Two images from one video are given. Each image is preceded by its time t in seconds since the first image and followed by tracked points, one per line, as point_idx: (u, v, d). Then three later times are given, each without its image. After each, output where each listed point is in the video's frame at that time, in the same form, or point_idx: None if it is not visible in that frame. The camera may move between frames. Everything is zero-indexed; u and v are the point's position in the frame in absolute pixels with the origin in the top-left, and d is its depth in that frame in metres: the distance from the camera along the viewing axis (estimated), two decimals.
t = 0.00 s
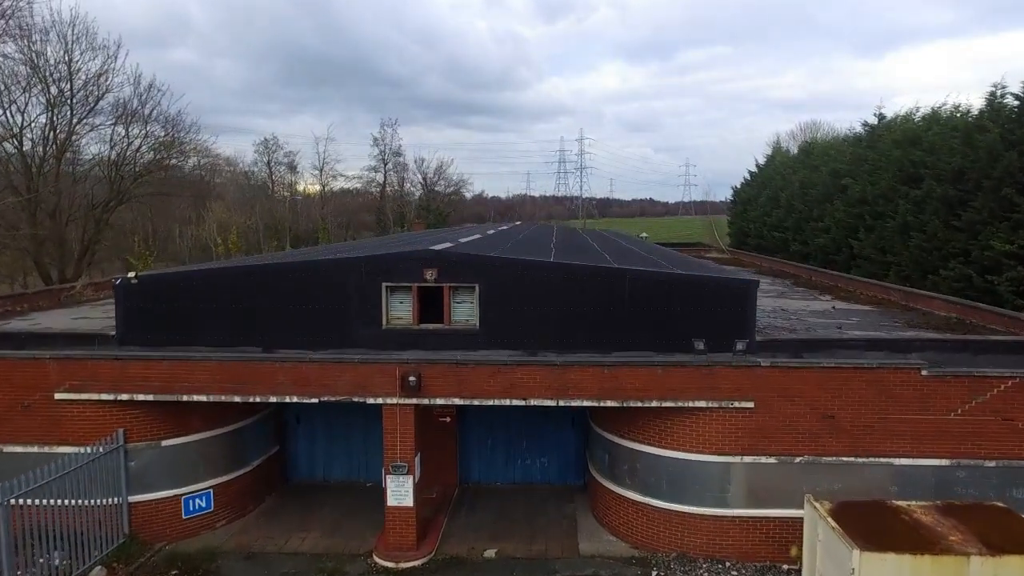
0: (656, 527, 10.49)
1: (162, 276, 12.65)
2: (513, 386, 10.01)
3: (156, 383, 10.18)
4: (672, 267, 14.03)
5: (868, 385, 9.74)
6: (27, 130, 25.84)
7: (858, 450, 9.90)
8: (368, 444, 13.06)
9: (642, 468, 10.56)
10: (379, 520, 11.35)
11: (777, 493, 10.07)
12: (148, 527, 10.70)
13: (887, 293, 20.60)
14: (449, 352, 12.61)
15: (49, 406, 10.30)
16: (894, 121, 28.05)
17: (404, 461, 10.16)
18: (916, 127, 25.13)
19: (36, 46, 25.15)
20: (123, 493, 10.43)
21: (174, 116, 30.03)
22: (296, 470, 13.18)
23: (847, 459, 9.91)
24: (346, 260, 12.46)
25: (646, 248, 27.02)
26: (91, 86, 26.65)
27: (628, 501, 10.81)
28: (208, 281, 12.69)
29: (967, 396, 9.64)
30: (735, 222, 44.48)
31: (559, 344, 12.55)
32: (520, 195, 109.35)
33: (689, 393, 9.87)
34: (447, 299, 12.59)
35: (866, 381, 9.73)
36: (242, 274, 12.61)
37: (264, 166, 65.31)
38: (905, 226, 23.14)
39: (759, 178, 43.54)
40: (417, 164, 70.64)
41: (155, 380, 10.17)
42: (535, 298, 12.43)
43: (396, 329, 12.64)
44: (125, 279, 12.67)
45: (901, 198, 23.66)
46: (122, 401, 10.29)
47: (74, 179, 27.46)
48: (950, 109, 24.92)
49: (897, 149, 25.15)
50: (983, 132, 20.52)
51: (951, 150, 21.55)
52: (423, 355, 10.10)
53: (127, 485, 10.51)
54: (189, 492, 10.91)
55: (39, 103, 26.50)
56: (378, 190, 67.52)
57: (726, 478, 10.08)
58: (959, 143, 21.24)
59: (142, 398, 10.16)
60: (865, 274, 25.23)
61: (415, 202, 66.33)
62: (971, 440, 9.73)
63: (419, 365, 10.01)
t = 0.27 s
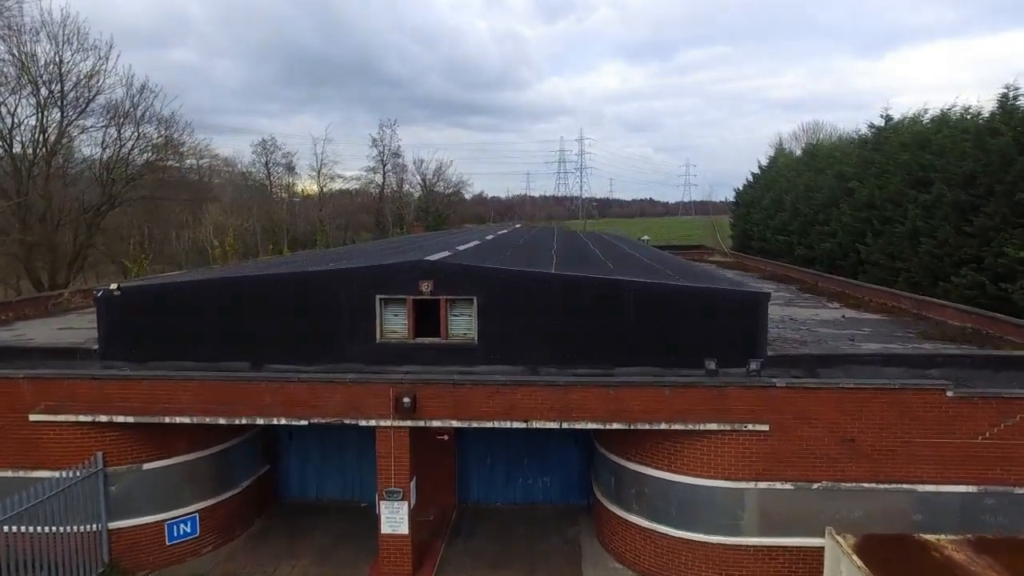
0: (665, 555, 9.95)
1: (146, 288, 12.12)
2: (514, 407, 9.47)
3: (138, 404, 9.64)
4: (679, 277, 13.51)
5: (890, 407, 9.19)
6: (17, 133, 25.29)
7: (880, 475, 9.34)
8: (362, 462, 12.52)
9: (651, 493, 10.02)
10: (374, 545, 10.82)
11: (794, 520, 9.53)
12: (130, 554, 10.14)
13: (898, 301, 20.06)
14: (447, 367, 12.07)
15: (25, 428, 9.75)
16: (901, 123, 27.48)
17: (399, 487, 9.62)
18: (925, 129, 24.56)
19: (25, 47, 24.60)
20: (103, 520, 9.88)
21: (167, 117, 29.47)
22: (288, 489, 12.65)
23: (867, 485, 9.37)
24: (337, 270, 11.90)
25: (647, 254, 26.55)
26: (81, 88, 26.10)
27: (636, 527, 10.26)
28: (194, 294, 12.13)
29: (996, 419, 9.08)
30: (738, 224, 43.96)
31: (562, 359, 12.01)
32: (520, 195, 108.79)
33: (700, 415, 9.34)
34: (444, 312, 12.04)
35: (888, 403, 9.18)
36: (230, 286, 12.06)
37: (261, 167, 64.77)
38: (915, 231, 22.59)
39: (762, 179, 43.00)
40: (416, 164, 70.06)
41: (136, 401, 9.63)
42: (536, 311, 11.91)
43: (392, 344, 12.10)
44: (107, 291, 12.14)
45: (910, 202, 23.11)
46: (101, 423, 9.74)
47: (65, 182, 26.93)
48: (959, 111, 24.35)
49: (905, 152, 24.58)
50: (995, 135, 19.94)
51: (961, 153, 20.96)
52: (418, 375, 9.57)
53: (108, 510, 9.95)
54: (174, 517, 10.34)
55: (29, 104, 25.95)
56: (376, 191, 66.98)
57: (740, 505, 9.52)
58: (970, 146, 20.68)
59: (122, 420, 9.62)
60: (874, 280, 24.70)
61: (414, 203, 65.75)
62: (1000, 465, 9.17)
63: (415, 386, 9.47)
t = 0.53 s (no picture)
0: None
1: (128, 299, 11.53)
2: (514, 431, 8.86)
3: (113, 427, 9.04)
4: (687, 287, 12.93)
5: (917, 432, 8.58)
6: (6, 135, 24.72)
7: (905, 504, 8.72)
8: (354, 483, 11.91)
9: (660, 521, 9.41)
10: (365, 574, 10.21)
11: (813, 552, 8.91)
12: None
13: (910, 308, 19.43)
14: (444, 383, 11.47)
15: None
16: (910, 123, 26.84)
17: (392, 516, 9.02)
18: (935, 130, 23.92)
19: (13, 46, 24.01)
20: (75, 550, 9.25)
21: (160, 118, 28.90)
22: (276, 511, 12.04)
23: (892, 515, 8.75)
24: (328, 281, 11.31)
25: (651, 259, 25.96)
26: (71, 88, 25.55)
27: (643, 557, 9.65)
28: (177, 306, 11.52)
29: None
30: (742, 226, 43.36)
31: (565, 375, 11.41)
32: (521, 195, 108.15)
33: (712, 440, 8.74)
34: (441, 325, 11.43)
35: (914, 427, 8.57)
36: (215, 298, 11.46)
37: (260, 167, 64.21)
38: (927, 236, 21.95)
39: (766, 180, 42.38)
40: (416, 164, 69.40)
41: (111, 423, 9.03)
42: (538, 325, 11.31)
43: (385, 358, 11.49)
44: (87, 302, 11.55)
45: (921, 205, 22.48)
46: (74, 447, 9.12)
47: (56, 185, 26.36)
48: (971, 112, 23.71)
49: (915, 153, 23.94)
50: (1009, 137, 19.29)
51: (975, 155, 20.34)
52: (411, 397, 8.96)
53: (81, 540, 9.31)
54: (152, 546, 9.71)
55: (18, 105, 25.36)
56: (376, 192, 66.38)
57: (756, 535, 8.89)
58: (983, 148, 20.05)
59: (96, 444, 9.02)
60: (883, 285, 24.08)
61: (413, 204, 65.13)
62: None
63: (408, 408, 8.87)
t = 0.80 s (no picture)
0: None
1: (101, 316, 10.77)
2: (512, 466, 8.09)
3: (74, 461, 8.27)
4: (698, 301, 12.15)
5: (955, 468, 7.79)
6: None
7: (942, 548, 7.93)
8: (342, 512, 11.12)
9: (673, 561, 8.64)
10: None
11: None
12: None
13: (925, 318, 18.66)
14: (438, 406, 10.70)
15: None
16: (921, 125, 26.02)
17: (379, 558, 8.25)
18: (949, 131, 23.06)
19: None
20: None
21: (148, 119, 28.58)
22: (259, 541, 11.26)
23: (928, 559, 7.96)
24: (314, 296, 10.55)
25: (655, 265, 25.21)
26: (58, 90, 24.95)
27: None
28: (154, 322, 10.76)
29: None
30: (746, 228, 42.63)
31: (568, 398, 10.64)
32: (521, 196, 107.41)
33: (730, 476, 7.97)
34: (434, 344, 10.65)
35: (951, 463, 7.79)
36: (194, 314, 10.70)
37: (256, 169, 63.50)
38: (941, 242, 21.17)
39: (771, 182, 41.63)
40: (414, 166, 68.65)
41: (73, 456, 8.26)
42: (538, 344, 10.53)
43: (376, 379, 10.73)
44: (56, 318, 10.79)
45: (935, 210, 21.66)
46: (32, 481, 8.35)
47: (44, 190, 25.65)
48: (986, 113, 22.87)
49: (927, 156, 23.11)
50: None
51: (992, 158, 19.57)
52: (400, 428, 8.20)
53: None
54: None
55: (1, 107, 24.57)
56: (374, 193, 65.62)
57: None
58: (1001, 151, 19.23)
59: (56, 479, 8.25)
60: (895, 293, 23.31)
61: (411, 205, 64.40)
62: None
63: (396, 441, 8.10)
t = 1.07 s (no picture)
0: None
1: (71, 336, 10.09)
2: (509, 506, 7.39)
3: (34, 501, 7.59)
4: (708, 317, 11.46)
5: (996, 510, 7.10)
6: None
7: None
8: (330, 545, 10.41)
9: None
10: None
11: None
12: None
13: (942, 329, 17.96)
14: (432, 431, 10.01)
15: None
16: (931, 126, 25.30)
17: None
18: (960, 133, 22.36)
19: None
20: None
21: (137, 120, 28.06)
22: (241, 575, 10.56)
23: None
24: (299, 313, 9.87)
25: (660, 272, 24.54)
26: (45, 92, 24.30)
27: None
28: (129, 340, 10.08)
29: None
30: (750, 231, 41.94)
31: (570, 423, 9.95)
32: (522, 196, 106.69)
33: (749, 518, 7.27)
34: (427, 365, 9.97)
35: (992, 505, 7.09)
36: (172, 333, 10.04)
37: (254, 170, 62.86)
38: (956, 249, 20.45)
39: (776, 184, 40.92)
40: (413, 167, 67.92)
41: (32, 496, 7.57)
42: (538, 365, 9.84)
43: (365, 403, 10.04)
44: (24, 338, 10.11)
45: (949, 216, 20.95)
46: None
47: (33, 194, 24.98)
48: (1000, 114, 22.16)
49: (938, 159, 22.40)
50: None
51: (1008, 162, 18.86)
52: (388, 464, 7.50)
53: None
54: None
55: None
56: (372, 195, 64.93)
57: None
58: (1018, 155, 18.52)
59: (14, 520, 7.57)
60: (907, 301, 22.61)
61: (410, 207, 63.69)
62: None
63: (383, 479, 7.41)
